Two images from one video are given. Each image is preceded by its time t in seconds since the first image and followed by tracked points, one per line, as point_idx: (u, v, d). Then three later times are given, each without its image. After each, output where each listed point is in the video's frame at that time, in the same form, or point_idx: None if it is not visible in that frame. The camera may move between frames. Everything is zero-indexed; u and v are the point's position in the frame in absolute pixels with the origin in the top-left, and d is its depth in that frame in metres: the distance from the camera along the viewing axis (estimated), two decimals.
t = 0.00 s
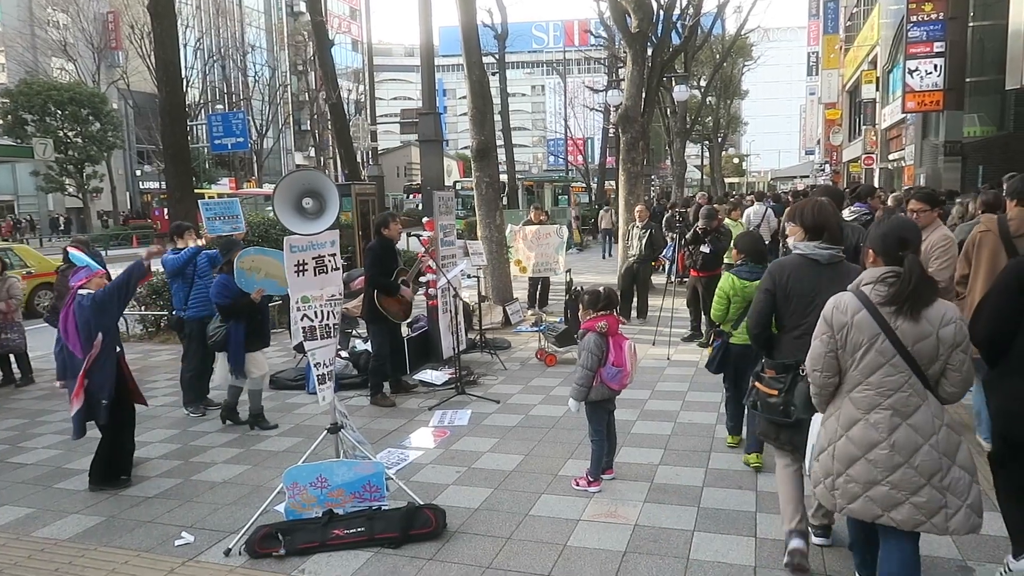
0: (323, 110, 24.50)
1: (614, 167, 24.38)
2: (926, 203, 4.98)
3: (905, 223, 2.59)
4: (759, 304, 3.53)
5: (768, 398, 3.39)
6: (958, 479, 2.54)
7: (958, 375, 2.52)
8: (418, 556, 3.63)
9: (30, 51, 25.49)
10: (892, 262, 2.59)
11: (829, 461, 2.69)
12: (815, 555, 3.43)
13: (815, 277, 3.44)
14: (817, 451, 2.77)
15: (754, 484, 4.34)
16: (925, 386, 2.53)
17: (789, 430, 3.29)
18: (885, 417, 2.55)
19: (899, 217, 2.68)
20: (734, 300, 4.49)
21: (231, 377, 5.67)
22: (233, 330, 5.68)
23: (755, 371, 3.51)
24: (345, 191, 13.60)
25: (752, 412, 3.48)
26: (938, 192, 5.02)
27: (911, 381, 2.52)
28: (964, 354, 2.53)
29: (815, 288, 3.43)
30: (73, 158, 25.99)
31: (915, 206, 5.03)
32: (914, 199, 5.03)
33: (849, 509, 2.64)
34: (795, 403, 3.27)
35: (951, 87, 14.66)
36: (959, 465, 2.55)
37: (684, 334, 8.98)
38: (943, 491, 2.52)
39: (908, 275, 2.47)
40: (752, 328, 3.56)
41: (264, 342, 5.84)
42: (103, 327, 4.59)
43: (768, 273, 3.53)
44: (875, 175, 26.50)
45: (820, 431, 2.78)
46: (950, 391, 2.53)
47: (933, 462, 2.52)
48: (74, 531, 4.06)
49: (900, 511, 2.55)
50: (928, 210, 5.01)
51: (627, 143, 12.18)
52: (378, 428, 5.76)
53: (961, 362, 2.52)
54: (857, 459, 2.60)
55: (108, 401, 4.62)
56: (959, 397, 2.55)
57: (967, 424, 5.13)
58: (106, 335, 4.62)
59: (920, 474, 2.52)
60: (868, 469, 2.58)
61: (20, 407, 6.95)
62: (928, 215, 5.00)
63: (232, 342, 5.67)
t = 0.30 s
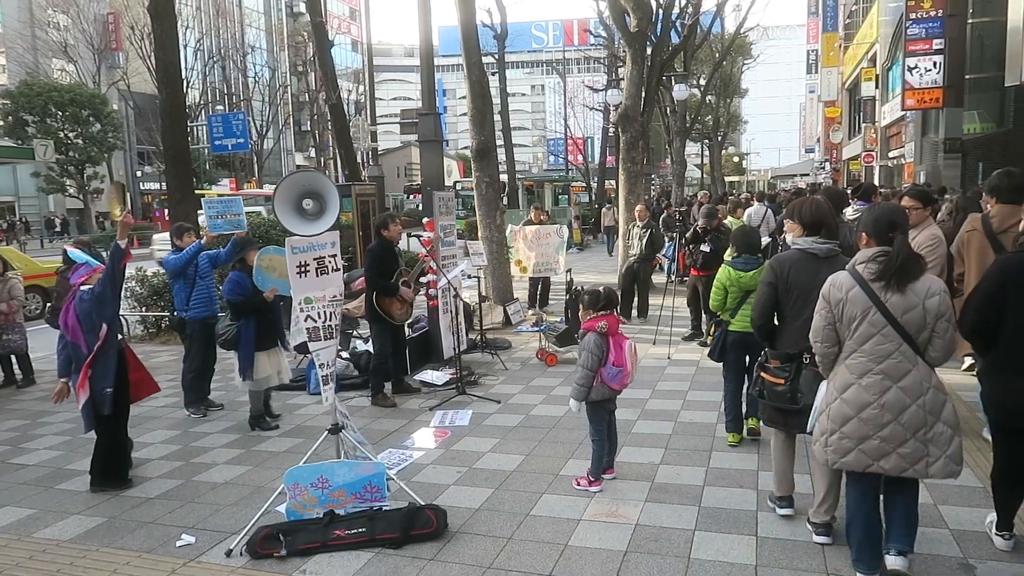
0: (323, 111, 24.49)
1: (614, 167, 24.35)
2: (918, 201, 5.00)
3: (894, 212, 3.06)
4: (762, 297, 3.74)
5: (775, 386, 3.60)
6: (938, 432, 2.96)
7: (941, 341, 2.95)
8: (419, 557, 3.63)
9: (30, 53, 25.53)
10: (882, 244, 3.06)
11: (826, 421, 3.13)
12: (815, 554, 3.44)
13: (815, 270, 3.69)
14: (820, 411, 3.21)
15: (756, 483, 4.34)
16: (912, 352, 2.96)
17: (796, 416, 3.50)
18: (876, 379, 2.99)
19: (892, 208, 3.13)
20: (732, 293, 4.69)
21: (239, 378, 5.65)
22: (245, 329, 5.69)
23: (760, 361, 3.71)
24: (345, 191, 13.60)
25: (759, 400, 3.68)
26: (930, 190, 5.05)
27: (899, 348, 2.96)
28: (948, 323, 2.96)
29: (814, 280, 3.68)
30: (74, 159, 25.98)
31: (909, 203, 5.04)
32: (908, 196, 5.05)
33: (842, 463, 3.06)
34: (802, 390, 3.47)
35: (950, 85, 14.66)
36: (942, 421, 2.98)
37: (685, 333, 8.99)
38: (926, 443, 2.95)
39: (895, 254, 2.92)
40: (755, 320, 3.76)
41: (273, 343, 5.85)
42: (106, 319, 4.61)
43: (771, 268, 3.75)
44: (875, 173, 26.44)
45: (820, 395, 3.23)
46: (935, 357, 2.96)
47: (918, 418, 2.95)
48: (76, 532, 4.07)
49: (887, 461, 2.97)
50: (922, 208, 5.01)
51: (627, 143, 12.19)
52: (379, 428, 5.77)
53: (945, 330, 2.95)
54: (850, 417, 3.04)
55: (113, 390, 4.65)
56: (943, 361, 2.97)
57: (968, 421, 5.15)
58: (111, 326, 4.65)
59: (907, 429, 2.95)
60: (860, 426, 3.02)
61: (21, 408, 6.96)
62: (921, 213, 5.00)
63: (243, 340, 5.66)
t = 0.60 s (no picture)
0: (325, 113, 24.53)
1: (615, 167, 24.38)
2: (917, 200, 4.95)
3: (898, 215, 3.18)
4: (754, 298, 3.92)
5: (770, 377, 3.77)
6: (939, 420, 3.11)
7: (942, 335, 3.10)
8: (422, 558, 3.64)
9: (32, 56, 25.65)
10: (887, 245, 3.18)
11: (835, 412, 3.23)
12: (819, 553, 3.44)
13: (802, 268, 3.84)
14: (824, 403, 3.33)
15: (758, 483, 4.34)
16: (918, 345, 3.10)
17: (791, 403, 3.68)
18: (884, 371, 3.10)
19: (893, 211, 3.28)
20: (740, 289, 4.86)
21: (249, 378, 5.70)
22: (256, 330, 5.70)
23: (754, 354, 3.89)
24: (346, 193, 13.63)
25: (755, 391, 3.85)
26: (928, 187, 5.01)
27: (906, 342, 3.08)
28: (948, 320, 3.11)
29: (802, 277, 3.82)
30: (76, 162, 26.03)
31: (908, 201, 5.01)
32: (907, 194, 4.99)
33: (849, 451, 3.17)
34: (796, 380, 3.65)
35: (951, 83, 14.64)
36: (942, 410, 3.14)
37: (687, 333, 8.99)
38: (927, 432, 3.09)
39: (902, 252, 3.04)
40: (751, 320, 3.93)
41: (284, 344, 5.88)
42: (88, 337, 4.62)
43: (759, 270, 3.92)
44: (877, 172, 26.44)
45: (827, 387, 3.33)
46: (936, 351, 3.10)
47: (923, 407, 3.09)
48: (79, 535, 4.08)
49: (891, 450, 3.09)
50: (921, 206, 4.97)
51: (628, 143, 12.19)
52: (380, 429, 5.77)
53: (947, 325, 3.10)
54: (858, 406, 3.16)
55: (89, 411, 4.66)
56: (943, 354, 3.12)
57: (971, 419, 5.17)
58: (91, 346, 4.63)
59: (910, 418, 3.08)
60: (868, 415, 3.13)
61: (25, 411, 6.98)
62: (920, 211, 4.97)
63: (255, 340, 5.68)
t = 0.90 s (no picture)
0: (328, 115, 24.54)
1: (619, 169, 24.37)
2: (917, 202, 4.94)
3: (900, 207, 3.52)
4: (755, 292, 4.02)
5: (770, 364, 3.94)
6: (947, 394, 3.40)
7: (943, 315, 3.44)
8: (425, 559, 3.64)
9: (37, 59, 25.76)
10: (890, 235, 3.51)
11: (848, 390, 3.49)
12: (823, 554, 3.44)
13: (801, 263, 3.94)
14: (837, 384, 3.58)
15: (762, 484, 4.34)
16: (924, 325, 3.41)
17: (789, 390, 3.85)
18: (896, 350, 3.40)
19: (892, 204, 3.62)
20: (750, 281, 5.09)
21: (265, 377, 5.75)
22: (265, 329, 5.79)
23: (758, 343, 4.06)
24: (350, 195, 13.67)
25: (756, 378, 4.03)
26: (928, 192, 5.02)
27: (915, 323, 3.39)
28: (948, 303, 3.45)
29: (799, 272, 3.92)
30: (80, 164, 26.09)
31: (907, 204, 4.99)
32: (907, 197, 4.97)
33: (867, 424, 3.46)
34: (797, 366, 3.81)
35: (956, 84, 14.58)
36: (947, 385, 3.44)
37: (690, 334, 8.98)
38: (937, 403, 3.39)
39: (907, 240, 3.36)
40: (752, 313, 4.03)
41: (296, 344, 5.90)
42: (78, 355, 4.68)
43: (761, 266, 4.00)
44: (881, 173, 26.36)
45: (837, 366, 3.60)
46: (938, 329, 3.44)
47: (932, 382, 3.38)
48: (83, 536, 4.09)
49: (907, 420, 3.39)
50: (921, 208, 4.98)
51: (631, 144, 12.17)
52: (384, 430, 5.78)
53: (947, 306, 3.44)
54: (874, 385, 3.42)
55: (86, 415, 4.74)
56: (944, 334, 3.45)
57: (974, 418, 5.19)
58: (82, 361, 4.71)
59: (921, 391, 3.38)
60: (881, 390, 3.42)
61: (30, 412, 7.01)
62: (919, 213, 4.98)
63: (265, 339, 5.76)
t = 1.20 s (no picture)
0: (330, 115, 24.54)
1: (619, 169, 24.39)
2: (911, 206, 4.87)
3: (884, 212, 3.77)
4: (763, 287, 4.16)
5: (778, 356, 4.05)
6: (934, 387, 3.50)
7: (927, 313, 3.55)
8: (424, 559, 3.63)
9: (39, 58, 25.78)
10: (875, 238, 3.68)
11: (843, 386, 3.59)
12: (822, 555, 3.44)
13: (807, 260, 4.11)
14: (830, 382, 3.69)
15: (762, 486, 4.33)
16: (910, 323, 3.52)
17: (795, 381, 3.95)
18: (885, 347, 3.50)
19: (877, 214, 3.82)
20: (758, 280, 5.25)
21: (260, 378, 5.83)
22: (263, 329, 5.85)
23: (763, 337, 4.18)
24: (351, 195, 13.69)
25: (762, 369, 4.13)
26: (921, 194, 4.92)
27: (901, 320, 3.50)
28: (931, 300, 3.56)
29: (806, 268, 4.10)
30: (81, 163, 26.12)
31: (900, 208, 4.91)
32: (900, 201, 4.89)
33: (860, 420, 3.55)
34: (803, 358, 3.95)
35: (956, 86, 14.60)
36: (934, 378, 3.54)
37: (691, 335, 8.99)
38: (924, 396, 3.48)
39: (887, 242, 3.49)
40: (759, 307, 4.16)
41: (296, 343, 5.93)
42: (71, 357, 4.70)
43: (769, 262, 4.15)
44: (882, 174, 26.38)
45: (831, 364, 3.70)
46: (923, 326, 3.55)
47: (920, 377, 3.48)
48: (83, 535, 4.09)
49: (898, 414, 3.48)
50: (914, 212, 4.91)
51: (632, 145, 12.18)
52: (384, 430, 5.78)
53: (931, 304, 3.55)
54: (866, 380, 3.53)
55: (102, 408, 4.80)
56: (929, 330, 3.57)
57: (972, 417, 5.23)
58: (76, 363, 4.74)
59: (910, 385, 3.48)
60: (873, 386, 3.52)
61: (29, 411, 7.00)
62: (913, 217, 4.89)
63: (262, 338, 5.82)
